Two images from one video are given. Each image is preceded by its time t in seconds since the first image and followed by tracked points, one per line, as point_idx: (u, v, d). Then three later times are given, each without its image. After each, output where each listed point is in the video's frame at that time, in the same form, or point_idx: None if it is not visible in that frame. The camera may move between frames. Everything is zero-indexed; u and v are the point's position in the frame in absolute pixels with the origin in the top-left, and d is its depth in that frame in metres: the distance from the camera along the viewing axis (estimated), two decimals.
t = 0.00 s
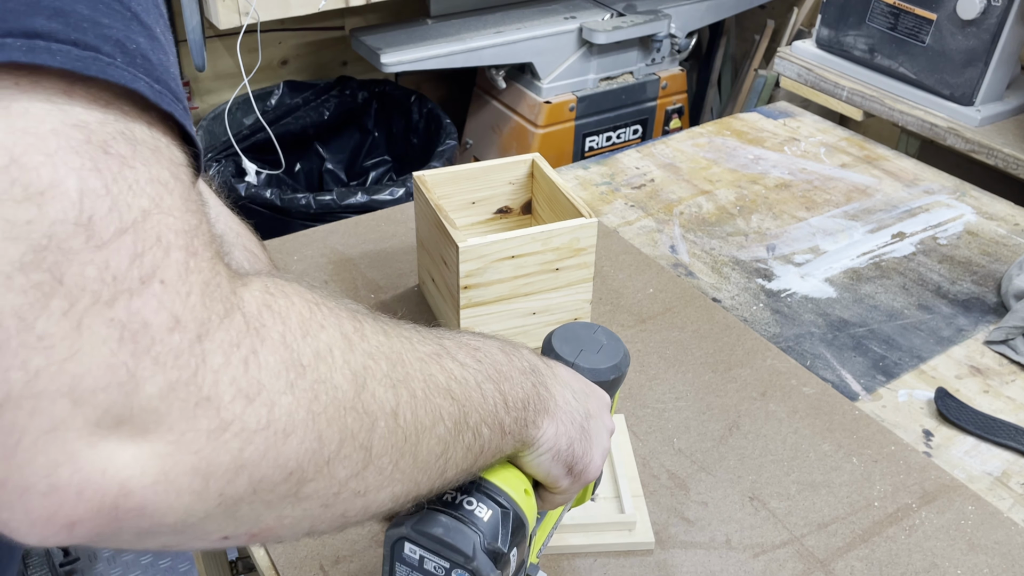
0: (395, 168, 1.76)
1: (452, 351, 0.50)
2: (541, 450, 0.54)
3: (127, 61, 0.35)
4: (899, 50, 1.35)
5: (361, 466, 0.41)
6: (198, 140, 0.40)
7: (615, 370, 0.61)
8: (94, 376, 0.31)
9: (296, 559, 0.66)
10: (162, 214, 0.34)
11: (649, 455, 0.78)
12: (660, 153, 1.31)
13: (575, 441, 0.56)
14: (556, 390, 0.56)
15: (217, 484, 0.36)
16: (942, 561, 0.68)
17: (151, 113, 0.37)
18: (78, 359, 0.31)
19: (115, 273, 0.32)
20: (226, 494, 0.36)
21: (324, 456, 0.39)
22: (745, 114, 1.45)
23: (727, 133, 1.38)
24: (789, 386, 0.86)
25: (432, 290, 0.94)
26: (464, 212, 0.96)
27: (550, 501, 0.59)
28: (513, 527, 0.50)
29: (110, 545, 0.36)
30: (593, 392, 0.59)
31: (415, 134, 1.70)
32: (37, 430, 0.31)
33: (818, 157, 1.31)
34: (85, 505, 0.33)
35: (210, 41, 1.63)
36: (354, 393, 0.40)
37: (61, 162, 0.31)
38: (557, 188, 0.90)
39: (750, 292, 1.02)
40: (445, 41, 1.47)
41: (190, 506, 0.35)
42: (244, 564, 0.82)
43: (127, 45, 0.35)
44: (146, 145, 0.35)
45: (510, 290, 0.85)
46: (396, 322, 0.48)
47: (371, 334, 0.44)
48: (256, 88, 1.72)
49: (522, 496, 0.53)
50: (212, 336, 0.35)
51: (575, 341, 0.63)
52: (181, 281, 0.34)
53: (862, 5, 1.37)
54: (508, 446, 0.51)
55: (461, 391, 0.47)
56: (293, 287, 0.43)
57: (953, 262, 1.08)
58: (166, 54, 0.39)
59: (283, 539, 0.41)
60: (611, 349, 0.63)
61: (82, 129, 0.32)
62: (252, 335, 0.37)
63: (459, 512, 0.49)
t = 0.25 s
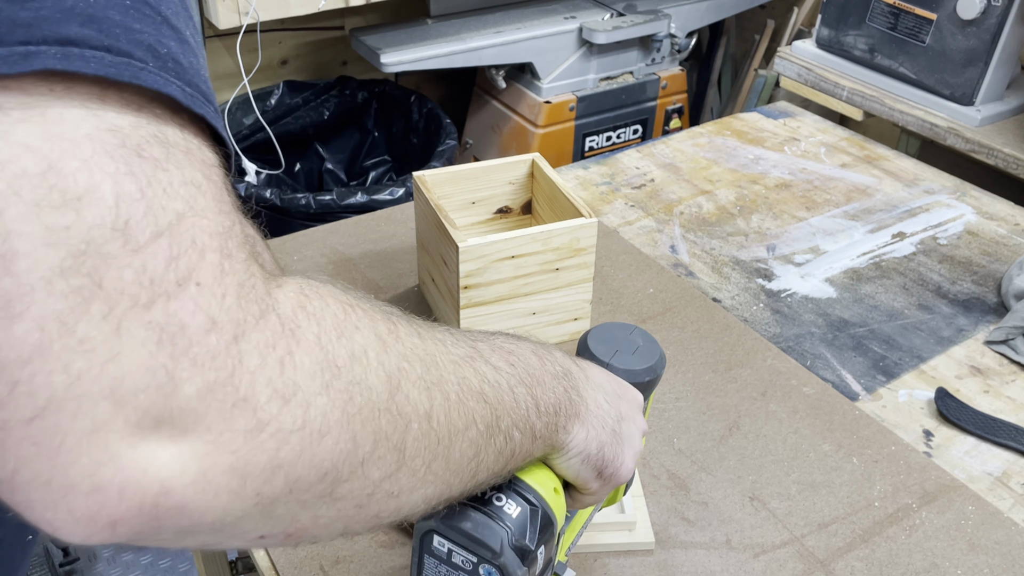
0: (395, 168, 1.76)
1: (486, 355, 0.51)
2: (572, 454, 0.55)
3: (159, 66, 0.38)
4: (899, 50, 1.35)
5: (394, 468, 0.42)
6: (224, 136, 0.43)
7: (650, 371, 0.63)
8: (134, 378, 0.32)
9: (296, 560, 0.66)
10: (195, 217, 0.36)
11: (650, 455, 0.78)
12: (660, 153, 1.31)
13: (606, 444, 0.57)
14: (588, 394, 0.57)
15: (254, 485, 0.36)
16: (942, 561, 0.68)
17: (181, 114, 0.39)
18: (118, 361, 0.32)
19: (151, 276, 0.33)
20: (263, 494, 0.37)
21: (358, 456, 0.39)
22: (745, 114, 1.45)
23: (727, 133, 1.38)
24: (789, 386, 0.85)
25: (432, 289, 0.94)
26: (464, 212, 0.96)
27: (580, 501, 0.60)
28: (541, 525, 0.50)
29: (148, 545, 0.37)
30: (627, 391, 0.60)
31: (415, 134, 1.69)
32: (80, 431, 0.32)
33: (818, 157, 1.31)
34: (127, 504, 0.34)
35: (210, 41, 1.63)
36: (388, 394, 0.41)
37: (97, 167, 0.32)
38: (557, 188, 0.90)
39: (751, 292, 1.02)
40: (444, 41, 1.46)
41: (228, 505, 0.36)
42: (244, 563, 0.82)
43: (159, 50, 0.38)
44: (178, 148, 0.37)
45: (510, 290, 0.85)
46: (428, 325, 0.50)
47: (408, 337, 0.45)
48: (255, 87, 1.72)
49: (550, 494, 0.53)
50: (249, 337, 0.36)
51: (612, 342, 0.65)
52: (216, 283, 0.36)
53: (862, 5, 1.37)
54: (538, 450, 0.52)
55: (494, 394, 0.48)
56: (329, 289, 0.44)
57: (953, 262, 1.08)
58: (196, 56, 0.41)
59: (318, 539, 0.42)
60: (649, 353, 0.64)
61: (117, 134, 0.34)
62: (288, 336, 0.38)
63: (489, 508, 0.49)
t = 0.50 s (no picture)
0: (395, 168, 1.76)
1: (496, 359, 0.52)
2: (582, 461, 0.56)
3: (163, 67, 0.37)
4: (900, 50, 1.34)
5: (403, 475, 0.42)
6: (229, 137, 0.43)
7: (669, 369, 0.61)
8: (141, 382, 0.33)
9: (295, 560, 0.65)
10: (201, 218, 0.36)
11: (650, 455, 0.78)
12: (660, 153, 1.31)
13: (617, 449, 0.58)
14: (600, 401, 0.57)
15: (261, 490, 0.37)
16: (943, 561, 0.68)
17: (186, 116, 0.39)
18: (125, 364, 0.32)
19: (160, 279, 0.33)
20: (270, 499, 0.38)
21: (366, 462, 0.40)
22: (745, 114, 1.45)
23: (727, 133, 1.37)
24: (789, 386, 0.85)
25: (432, 289, 0.94)
26: (462, 211, 0.96)
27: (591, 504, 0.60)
28: (552, 535, 0.51)
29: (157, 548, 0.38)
30: (642, 392, 0.60)
31: (415, 133, 1.69)
32: (86, 436, 0.33)
33: (818, 157, 1.31)
34: (134, 508, 0.35)
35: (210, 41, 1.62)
36: (397, 401, 0.42)
37: (105, 169, 0.32)
38: (557, 188, 0.89)
39: (751, 292, 1.02)
40: (444, 41, 1.46)
41: (235, 509, 0.37)
42: (245, 564, 0.82)
43: (163, 51, 0.38)
44: (186, 149, 0.37)
45: (510, 290, 0.85)
46: (440, 331, 0.51)
47: (418, 343, 0.46)
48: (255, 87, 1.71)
49: (562, 503, 0.53)
50: (256, 340, 0.37)
51: (629, 339, 0.64)
52: (223, 286, 0.36)
53: (863, 5, 1.37)
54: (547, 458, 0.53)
55: (504, 401, 0.49)
56: (337, 293, 0.45)
57: (953, 262, 1.08)
58: (201, 57, 0.41)
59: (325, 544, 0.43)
60: (668, 348, 0.63)
61: (124, 135, 0.34)
62: (295, 340, 0.39)
63: (498, 519, 0.49)
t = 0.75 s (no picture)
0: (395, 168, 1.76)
1: (513, 358, 0.53)
2: (597, 460, 0.55)
3: (188, 70, 0.38)
4: (900, 50, 1.34)
5: (426, 471, 0.43)
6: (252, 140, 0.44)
7: (677, 374, 0.62)
8: (170, 381, 0.34)
9: (295, 560, 0.65)
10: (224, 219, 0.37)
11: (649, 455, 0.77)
12: (660, 153, 1.31)
13: (631, 450, 0.57)
14: (615, 401, 0.57)
15: (289, 487, 0.38)
16: (943, 561, 0.68)
17: (210, 119, 0.40)
18: (153, 363, 0.33)
19: (185, 279, 0.34)
20: (297, 495, 0.38)
21: (390, 458, 0.41)
22: (745, 114, 1.45)
23: (727, 133, 1.37)
24: (789, 386, 0.85)
25: (432, 289, 0.94)
26: (461, 212, 0.96)
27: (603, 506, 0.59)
28: (568, 532, 0.50)
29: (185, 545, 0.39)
30: (653, 395, 0.60)
31: (415, 133, 1.69)
32: (117, 435, 0.33)
33: (818, 157, 1.31)
34: (164, 506, 0.35)
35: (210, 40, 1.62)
36: (420, 398, 0.43)
37: (127, 170, 0.33)
38: (557, 188, 0.89)
39: (751, 292, 1.02)
40: (444, 41, 1.46)
41: (263, 506, 0.38)
42: (244, 565, 0.82)
43: (187, 54, 0.38)
44: (207, 151, 0.38)
45: (510, 290, 0.85)
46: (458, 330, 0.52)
47: (437, 342, 0.47)
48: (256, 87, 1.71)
49: (577, 501, 0.52)
50: (282, 340, 0.38)
51: (635, 345, 0.64)
52: (249, 284, 0.37)
53: (863, 5, 1.37)
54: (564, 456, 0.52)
55: (521, 399, 0.49)
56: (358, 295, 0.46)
57: (953, 262, 1.08)
58: (222, 60, 0.42)
59: (349, 540, 0.44)
60: (674, 354, 0.63)
61: (146, 137, 0.35)
62: (320, 339, 0.40)
63: (515, 515, 0.49)
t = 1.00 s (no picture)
0: (395, 168, 1.76)
1: (508, 363, 0.53)
2: (593, 464, 0.55)
3: (180, 82, 0.38)
4: (900, 50, 1.34)
5: (422, 480, 0.43)
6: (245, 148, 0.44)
7: (675, 377, 0.61)
8: (163, 396, 0.34)
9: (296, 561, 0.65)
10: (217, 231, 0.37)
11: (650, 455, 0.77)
12: (661, 153, 1.31)
13: (628, 453, 0.57)
14: (610, 403, 0.57)
15: (284, 499, 0.38)
16: (943, 561, 0.68)
17: (203, 129, 0.40)
18: (146, 379, 0.33)
19: (178, 293, 0.34)
20: (292, 508, 0.39)
21: (386, 469, 0.41)
22: (745, 114, 1.45)
23: (728, 133, 1.37)
24: (789, 386, 0.85)
25: (432, 289, 0.94)
26: (461, 212, 0.96)
27: (598, 510, 0.59)
28: (562, 538, 0.50)
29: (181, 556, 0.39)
30: (649, 398, 0.60)
31: (415, 133, 1.69)
32: (112, 449, 0.33)
33: (818, 157, 1.31)
34: (159, 520, 0.35)
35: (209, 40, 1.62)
36: (415, 408, 0.43)
37: (118, 183, 0.33)
38: (556, 188, 0.89)
39: (751, 292, 1.02)
40: (444, 41, 1.46)
41: (258, 518, 0.38)
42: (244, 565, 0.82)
43: (180, 65, 0.38)
44: (199, 163, 0.38)
45: (510, 290, 0.85)
46: (453, 336, 0.52)
47: (433, 350, 0.47)
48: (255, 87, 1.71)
49: (572, 507, 0.52)
50: (276, 353, 0.38)
51: (633, 346, 0.63)
52: (243, 297, 0.37)
53: (863, 5, 1.36)
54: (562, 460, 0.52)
55: (517, 404, 0.49)
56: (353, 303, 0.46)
57: (954, 262, 1.08)
58: (216, 70, 0.42)
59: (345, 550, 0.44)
60: (672, 355, 0.62)
61: (137, 149, 0.35)
62: (315, 351, 0.40)
63: (509, 522, 0.48)
